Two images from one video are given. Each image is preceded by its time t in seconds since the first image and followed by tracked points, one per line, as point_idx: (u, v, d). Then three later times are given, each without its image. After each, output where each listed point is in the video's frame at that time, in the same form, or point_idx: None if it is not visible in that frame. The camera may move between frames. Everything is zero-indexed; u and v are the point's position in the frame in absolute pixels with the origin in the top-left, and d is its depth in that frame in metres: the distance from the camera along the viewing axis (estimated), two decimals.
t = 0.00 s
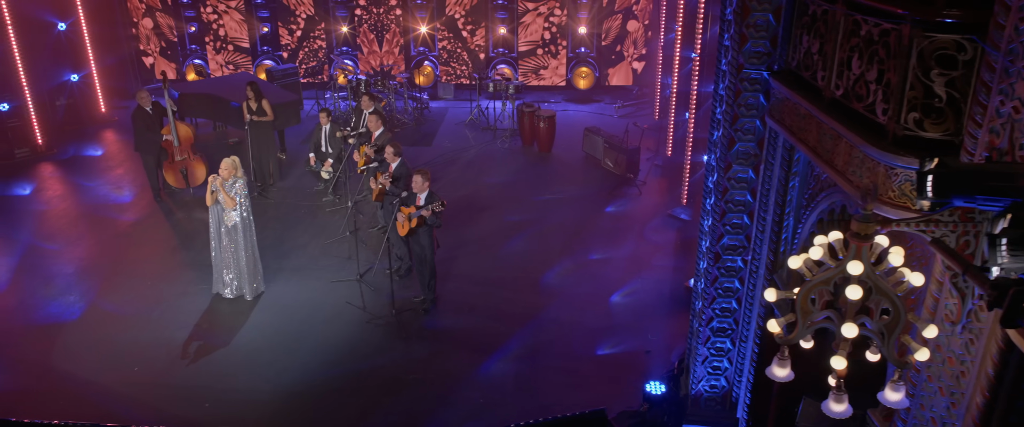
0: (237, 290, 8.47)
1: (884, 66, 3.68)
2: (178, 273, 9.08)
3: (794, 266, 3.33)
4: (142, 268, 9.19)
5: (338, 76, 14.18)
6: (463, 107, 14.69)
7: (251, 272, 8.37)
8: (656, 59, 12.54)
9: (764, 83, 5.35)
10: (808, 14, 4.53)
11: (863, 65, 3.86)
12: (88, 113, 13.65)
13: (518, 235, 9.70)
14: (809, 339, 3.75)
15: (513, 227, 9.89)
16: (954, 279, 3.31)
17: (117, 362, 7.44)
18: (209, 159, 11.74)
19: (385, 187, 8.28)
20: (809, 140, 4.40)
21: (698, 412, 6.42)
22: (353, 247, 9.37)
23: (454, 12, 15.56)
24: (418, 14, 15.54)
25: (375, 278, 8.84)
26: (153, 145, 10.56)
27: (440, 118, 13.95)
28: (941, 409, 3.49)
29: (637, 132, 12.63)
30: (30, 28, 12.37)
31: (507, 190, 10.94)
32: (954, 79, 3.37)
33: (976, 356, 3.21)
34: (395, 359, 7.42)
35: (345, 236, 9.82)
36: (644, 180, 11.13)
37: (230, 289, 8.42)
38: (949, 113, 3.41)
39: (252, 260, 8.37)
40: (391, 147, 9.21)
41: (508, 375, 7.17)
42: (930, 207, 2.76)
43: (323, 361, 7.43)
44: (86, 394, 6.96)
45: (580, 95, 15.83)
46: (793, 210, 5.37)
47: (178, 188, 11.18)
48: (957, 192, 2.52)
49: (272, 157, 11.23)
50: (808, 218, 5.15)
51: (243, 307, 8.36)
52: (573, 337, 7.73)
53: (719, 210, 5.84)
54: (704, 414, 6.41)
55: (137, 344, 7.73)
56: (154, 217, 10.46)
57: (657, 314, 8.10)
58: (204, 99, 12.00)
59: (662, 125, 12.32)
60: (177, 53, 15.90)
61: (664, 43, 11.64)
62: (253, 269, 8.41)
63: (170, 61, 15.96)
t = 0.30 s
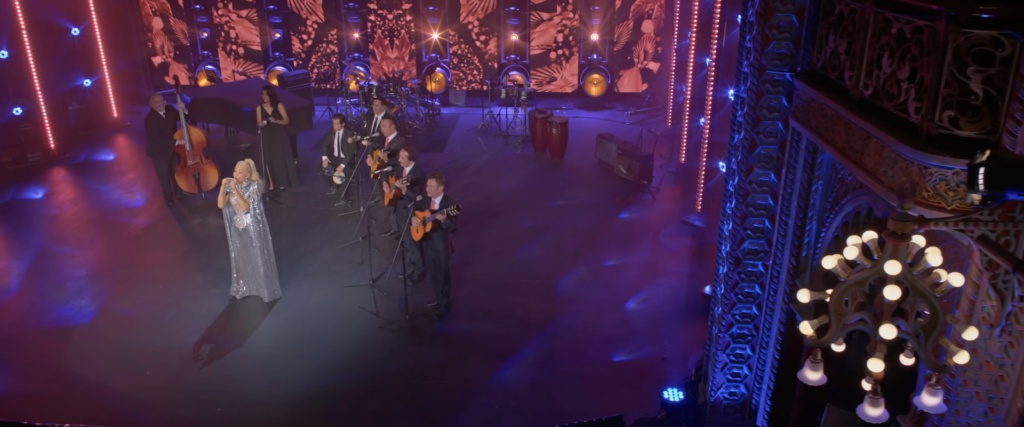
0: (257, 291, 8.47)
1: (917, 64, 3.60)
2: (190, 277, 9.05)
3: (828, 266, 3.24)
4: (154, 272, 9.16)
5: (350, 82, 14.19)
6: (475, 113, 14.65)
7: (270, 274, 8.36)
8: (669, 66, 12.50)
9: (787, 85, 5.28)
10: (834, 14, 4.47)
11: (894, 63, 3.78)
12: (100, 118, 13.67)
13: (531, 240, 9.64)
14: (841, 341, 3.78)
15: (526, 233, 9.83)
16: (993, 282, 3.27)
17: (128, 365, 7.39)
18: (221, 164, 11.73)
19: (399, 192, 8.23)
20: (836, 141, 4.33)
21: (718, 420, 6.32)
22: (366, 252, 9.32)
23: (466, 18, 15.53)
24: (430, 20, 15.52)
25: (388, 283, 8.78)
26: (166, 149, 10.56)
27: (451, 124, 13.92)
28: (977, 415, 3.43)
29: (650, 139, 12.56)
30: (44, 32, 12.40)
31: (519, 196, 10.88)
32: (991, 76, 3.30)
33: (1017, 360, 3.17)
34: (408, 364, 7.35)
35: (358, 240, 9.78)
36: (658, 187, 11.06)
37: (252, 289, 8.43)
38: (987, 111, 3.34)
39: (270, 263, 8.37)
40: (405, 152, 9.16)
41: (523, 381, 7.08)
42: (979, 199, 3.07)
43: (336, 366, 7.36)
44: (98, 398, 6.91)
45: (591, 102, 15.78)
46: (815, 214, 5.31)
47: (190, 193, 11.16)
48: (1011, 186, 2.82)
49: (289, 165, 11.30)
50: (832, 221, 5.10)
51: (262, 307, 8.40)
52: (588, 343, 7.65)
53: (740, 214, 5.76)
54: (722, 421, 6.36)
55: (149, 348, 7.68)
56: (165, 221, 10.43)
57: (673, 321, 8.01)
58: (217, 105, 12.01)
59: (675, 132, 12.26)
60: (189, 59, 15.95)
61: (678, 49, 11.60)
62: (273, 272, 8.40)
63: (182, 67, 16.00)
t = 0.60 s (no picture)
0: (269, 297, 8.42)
1: (950, 63, 3.53)
2: (200, 284, 8.99)
3: (863, 268, 3.17)
4: (165, 279, 9.11)
5: (361, 90, 14.19)
6: (486, 122, 14.61)
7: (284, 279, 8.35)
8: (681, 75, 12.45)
9: (810, 88, 5.21)
10: (860, 15, 4.41)
11: (926, 62, 3.71)
12: (112, 125, 13.68)
13: (543, 249, 9.56)
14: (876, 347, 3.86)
15: (539, 241, 9.75)
16: None
17: (139, 372, 7.32)
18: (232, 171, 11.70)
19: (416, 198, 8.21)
20: (864, 143, 4.25)
21: None
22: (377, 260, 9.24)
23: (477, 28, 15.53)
24: (442, 29, 15.51)
25: (400, 291, 8.70)
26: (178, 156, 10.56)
27: (462, 133, 13.89)
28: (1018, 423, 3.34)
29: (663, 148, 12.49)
30: (56, 39, 12.41)
31: (531, 204, 10.82)
32: None
33: None
34: (421, 372, 7.26)
35: (369, 247, 9.71)
36: (670, 195, 10.96)
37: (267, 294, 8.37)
38: None
39: (282, 269, 8.33)
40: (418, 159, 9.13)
41: (538, 389, 6.98)
42: None
43: (348, 373, 7.28)
44: (108, 405, 6.83)
45: (603, 111, 15.72)
46: (839, 219, 5.23)
47: (201, 200, 11.13)
48: None
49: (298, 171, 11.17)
50: (856, 227, 5.01)
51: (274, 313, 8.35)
52: (604, 352, 7.55)
53: (761, 219, 5.68)
54: None
55: (160, 354, 7.62)
56: (176, 228, 10.39)
57: (689, 330, 7.90)
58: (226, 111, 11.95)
59: (687, 141, 12.19)
60: (200, 67, 15.99)
61: (690, 58, 11.56)
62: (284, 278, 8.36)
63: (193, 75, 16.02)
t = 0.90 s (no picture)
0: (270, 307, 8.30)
1: (980, 61, 3.46)
2: (207, 292, 8.91)
3: (898, 268, 3.09)
4: (172, 287, 9.03)
5: (368, 101, 14.17)
6: (493, 133, 14.57)
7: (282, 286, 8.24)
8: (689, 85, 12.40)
9: (829, 92, 5.15)
10: (883, 16, 4.37)
11: (954, 62, 3.64)
12: (118, 135, 13.64)
13: (553, 258, 9.47)
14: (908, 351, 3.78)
15: (548, 250, 9.67)
16: None
17: (145, 381, 7.23)
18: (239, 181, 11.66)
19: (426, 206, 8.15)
20: (888, 146, 4.18)
21: None
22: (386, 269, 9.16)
23: (484, 38, 15.56)
24: (448, 40, 15.53)
25: (409, 300, 8.61)
26: (185, 165, 10.60)
27: (469, 143, 13.85)
28: None
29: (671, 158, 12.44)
30: (65, 48, 12.40)
31: (539, 214, 10.75)
32: None
33: None
34: (431, 382, 7.16)
35: (377, 256, 9.63)
36: (680, 205, 10.90)
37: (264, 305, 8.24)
38: None
39: (282, 276, 8.22)
40: (427, 167, 9.08)
41: (550, 399, 6.88)
42: None
43: (356, 383, 7.18)
44: (113, 413, 6.74)
45: (610, 122, 15.70)
46: (858, 225, 5.15)
47: (208, 209, 11.07)
48: None
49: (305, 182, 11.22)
50: (877, 232, 4.93)
51: (272, 323, 8.22)
52: (616, 362, 7.45)
53: (779, 225, 5.60)
54: None
55: (166, 363, 7.53)
56: (182, 237, 10.32)
57: (701, 340, 7.80)
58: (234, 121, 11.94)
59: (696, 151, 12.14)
60: (207, 78, 16.01)
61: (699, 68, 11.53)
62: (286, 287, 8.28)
63: (200, 86, 16.06)
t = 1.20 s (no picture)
0: (270, 317, 8.15)
1: (1008, 58, 3.41)
2: (210, 302, 8.81)
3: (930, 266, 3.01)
4: (175, 297, 8.93)
5: (371, 112, 14.14)
6: (497, 144, 14.52)
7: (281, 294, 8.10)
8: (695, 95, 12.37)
9: (845, 95, 5.10)
10: (902, 16, 4.32)
11: (980, 59, 3.59)
12: (121, 145, 13.59)
13: (560, 268, 9.39)
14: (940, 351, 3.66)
15: (554, 260, 9.59)
16: None
17: (148, 391, 7.12)
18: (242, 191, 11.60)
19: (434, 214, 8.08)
20: (910, 146, 4.11)
21: None
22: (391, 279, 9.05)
23: (488, 49, 15.55)
24: (452, 51, 15.53)
25: (415, 310, 8.51)
26: (188, 174, 10.49)
27: (473, 154, 13.80)
28: None
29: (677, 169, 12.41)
30: (69, 57, 12.36)
31: (545, 223, 10.69)
32: None
33: None
34: (439, 392, 7.05)
35: (382, 266, 9.54)
36: (686, 215, 10.84)
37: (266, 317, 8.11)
38: None
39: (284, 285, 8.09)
40: (433, 176, 9.02)
41: (560, 409, 6.78)
42: None
43: (362, 393, 7.07)
44: (116, 424, 6.62)
45: (614, 133, 15.68)
46: (876, 229, 5.07)
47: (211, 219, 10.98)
48: None
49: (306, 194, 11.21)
50: (896, 236, 4.85)
51: (273, 335, 8.07)
52: (626, 371, 7.35)
53: (795, 230, 5.53)
54: None
55: (169, 373, 7.42)
56: (185, 247, 10.23)
57: (712, 349, 7.70)
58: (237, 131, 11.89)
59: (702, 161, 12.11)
60: (210, 89, 16.01)
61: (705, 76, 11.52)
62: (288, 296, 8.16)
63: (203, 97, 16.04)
